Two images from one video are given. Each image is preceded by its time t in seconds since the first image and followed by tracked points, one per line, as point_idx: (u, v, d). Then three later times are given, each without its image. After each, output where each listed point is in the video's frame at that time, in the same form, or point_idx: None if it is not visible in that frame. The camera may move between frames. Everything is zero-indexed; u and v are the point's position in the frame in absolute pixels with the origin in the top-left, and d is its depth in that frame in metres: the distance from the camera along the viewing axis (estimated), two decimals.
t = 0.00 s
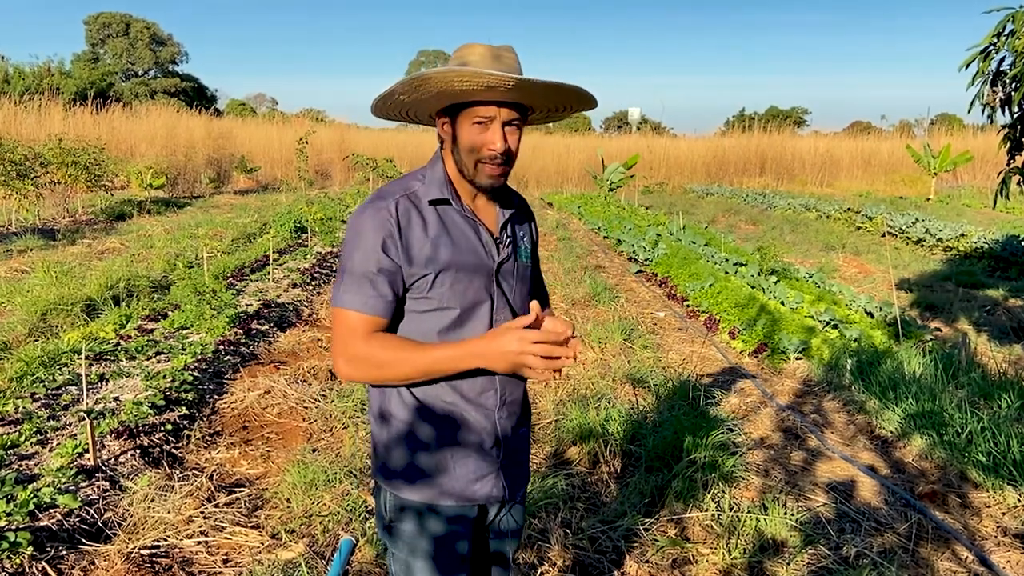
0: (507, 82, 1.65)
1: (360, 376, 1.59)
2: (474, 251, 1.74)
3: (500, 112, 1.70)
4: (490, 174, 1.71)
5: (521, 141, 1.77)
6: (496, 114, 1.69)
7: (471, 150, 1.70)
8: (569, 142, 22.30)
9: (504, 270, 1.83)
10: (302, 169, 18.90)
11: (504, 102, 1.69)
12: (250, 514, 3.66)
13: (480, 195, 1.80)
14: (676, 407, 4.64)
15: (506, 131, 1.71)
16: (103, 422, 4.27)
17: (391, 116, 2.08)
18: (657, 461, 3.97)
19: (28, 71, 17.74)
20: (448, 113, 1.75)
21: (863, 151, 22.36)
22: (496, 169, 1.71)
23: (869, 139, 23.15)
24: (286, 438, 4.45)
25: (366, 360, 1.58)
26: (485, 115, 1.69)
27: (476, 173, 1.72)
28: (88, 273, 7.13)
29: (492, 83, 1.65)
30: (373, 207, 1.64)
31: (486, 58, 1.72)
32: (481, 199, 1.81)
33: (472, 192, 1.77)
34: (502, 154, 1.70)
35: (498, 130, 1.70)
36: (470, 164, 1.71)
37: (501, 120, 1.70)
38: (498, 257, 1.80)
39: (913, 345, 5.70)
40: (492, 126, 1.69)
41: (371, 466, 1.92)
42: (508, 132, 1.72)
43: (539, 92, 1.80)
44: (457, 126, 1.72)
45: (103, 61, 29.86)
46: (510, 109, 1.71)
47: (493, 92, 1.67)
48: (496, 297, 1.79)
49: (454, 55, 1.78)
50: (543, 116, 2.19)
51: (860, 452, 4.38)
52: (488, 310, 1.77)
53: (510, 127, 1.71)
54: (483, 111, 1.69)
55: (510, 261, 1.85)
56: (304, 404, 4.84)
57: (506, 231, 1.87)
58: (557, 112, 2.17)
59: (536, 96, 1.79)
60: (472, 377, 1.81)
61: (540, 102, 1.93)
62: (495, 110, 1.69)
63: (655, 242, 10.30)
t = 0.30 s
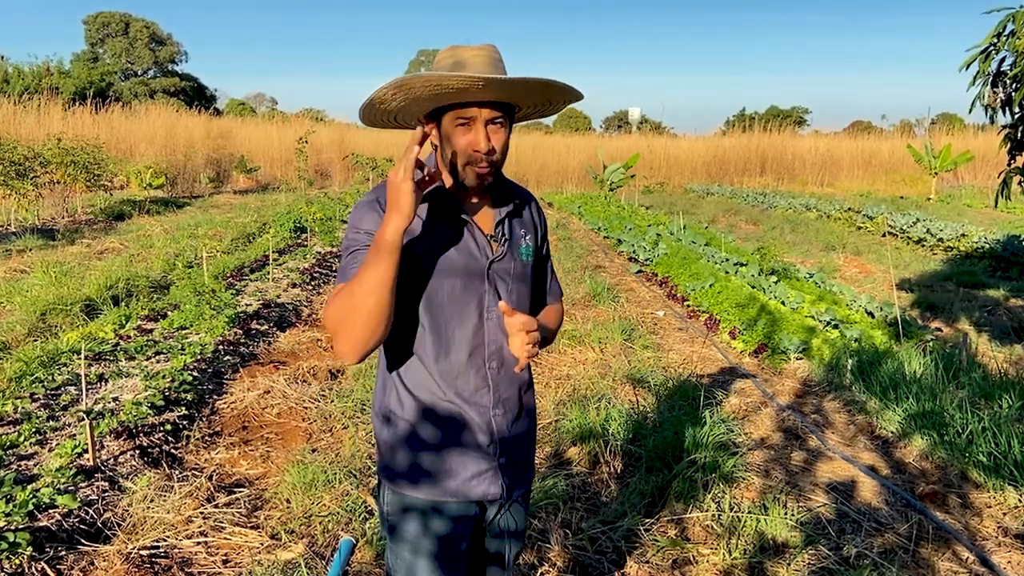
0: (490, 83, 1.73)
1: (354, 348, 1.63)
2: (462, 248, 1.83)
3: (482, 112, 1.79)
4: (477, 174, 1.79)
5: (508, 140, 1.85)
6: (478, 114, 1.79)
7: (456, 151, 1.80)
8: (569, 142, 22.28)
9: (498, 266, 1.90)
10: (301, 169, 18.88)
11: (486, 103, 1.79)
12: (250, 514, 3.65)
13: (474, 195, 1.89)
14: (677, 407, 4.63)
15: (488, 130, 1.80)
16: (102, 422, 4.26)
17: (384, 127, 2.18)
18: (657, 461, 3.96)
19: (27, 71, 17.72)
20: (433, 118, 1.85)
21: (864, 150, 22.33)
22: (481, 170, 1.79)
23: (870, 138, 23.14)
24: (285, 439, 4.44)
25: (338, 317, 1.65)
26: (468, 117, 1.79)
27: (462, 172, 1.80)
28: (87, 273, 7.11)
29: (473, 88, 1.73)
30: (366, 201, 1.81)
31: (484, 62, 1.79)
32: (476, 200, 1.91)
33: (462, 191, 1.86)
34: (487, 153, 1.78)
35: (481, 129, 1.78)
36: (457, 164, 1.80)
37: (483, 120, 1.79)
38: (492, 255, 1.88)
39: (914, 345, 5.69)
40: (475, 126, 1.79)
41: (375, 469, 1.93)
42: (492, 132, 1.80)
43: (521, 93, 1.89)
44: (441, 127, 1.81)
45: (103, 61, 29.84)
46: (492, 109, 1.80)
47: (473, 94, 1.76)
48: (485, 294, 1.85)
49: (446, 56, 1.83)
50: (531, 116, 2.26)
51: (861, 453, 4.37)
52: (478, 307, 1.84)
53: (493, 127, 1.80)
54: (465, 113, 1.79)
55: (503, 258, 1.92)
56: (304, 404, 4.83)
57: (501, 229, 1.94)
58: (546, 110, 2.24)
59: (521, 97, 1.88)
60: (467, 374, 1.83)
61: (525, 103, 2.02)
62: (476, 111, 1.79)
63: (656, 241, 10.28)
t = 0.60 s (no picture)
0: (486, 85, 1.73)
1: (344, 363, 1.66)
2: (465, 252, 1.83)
3: (476, 112, 1.79)
4: (473, 176, 1.79)
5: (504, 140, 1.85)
6: (472, 114, 1.79)
7: (452, 153, 1.80)
8: (569, 142, 22.27)
9: (498, 265, 1.90)
10: (301, 168, 18.87)
11: (481, 104, 1.79)
12: (250, 515, 3.64)
13: (473, 196, 1.88)
14: (677, 407, 4.63)
15: (483, 131, 1.80)
16: (102, 422, 4.25)
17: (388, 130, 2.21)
18: (658, 461, 3.95)
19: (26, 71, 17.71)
20: (430, 119, 1.86)
21: (865, 150, 22.32)
22: (477, 170, 1.79)
23: (870, 138, 23.13)
24: (285, 439, 4.43)
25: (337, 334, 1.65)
26: (462, 117, 1.79)
27: (458, 173, 1.80)
28: (87, 273, 7.10)
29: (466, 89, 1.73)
30: (366, 206, 1.79)
31: (485, 63, 1.79)
32: (476, 201, 1.90)
33: (461, 192, 1.86)
34: (481, 155, 1.78)
35: (476, 130, 1.79)
36: (454, 165, 1.80)
37: (477, 121, 1.79)
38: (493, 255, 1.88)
39: (914, 345, 5.69)
40: (469, 125, 1.80)
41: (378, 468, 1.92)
42: (487, 132, 1.81)
43: (519, 94, 1.89)
44: (440, 128, 1.82)
45: (103, 61, 29.83)
46: (487, 108, 1.80)
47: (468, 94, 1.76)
48: (489, 294, 1.85)
49: (447, 56, 1.83)
50: (530, 116, 2.26)
51: (862, 453, 4.35)
52: (481, 307, 1.83)
53: (488, 127, 1.80)
54: (460, 114, 1.79)
55: (504, 258, 1.91)
56: (303, 405, 4.82)
57: (502, 229, 1.93)
58: (546, 109, 2.24)
59: (517, 98, 1.88)
60: (469, 373, 1.82)
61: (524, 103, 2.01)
62: (470, 110, 1.79)
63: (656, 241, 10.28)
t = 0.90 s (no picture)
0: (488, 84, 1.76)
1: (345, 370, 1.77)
2: (461, 257, 1.82)
3: (476, 109, 1.81)
4: (471, 174, 1.79)
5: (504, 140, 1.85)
6: (473, 111, 1.81)
7: (451, 151, 1.81)
8: (569, 142, 22.26)
9: (496, 271, 1.88)
10: (301, 168, 18.86)
11: (482, 104, 1.81)
12: (249, 515, 3.63)
13: (472, 198, 1.88)
14: (677, 408, 4.62)
15: (482, 131, 1.81)
16: (101, 422, 4.24)
17: (392, 126, 2.23)
18: (658, 462, 3.95)
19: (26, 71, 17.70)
20: (432, 115, 1.88)
21: (866, 150, 22.29)
22: (474, 171, 1.79)
23: (871, 138, 23.11)
24: (285, 439, 4.42)
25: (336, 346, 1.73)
26: (462, 114, 1.81)
27: (456, 173, 1.80)
28: (86, 273, 7.09)
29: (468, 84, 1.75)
30: (367, 213, 1.79)
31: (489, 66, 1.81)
32: (474, 204, 1.89)
33: (460, 195, 1.85)
34: (479, 154, 1.79)
35: (475, 128, 1.81)
36: (451, 164, 1.80)
37: (477, 119, 1.81)
38: (491, 259, 1.86)
39: (915, 345, 5.68)
40: (468, 124, 1.81)
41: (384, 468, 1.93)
42: (486, 132, 1.82)
43: (521, 97, 1.90)
44: (440, 124, 1.84)
45: (102, 61, 29.82)
46: (488, 107, 1.82)
47: (469, 92, 1.78)
48: (486, 297, 1.84)
49: (452, 55, 1.84)
50: (533, 122, 2.28)
51: (862, 453, 4.35)
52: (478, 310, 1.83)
53: (487, 127, 1.82)
54: (461, 111, 1.80)
55: (502, 261, 1.89)
56: (303, 405, 4.81)
57: (501, 232, 1.92)
58: (548, 118, 2.26)
59: (519, 100, 1.90)
60: (467, 372, 1.82)
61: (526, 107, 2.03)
62: (470, 108, 1.81)
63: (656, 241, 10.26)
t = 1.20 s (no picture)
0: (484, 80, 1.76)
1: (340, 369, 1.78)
2: (459, 257, 1.81)
3: (472, 106, 1.82)
4: (467, 172, 1.79)
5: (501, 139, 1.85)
6: (469, 108, 1.81)
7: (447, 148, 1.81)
8: (570, 142, 22.24)
9: (494, 271, 1.86)
10: (301, 168, 18.85)
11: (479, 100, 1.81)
12: (249, 516, 3.61)
13: (469, 197, 1.87)
14: (677, 408, 4.61)
15: (479, 128, 1.81)
16: (100, 423, 4.22)
17: (393, 125, 2.23)
18: (658, 462, 3.94)
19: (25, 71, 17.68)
20: (431, 113, 1.89)
21: (867, 149, 22.26)
22: (470, 167, 1.79)
23: (871, 138, 23.10)
24: (284, 439, 4.41)
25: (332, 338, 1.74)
26: (459, 111, 1.82)
27: (452, 170, 1.80)
28: (85, 273, 7.08)
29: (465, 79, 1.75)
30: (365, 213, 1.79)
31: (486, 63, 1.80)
32: (471, 202, 1.88)
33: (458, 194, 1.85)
34: (475, 151, 1.79)
35: (472, 125, 1.81)
36: (447, 161, 1.80)
37: (473, 116, 1.81)
38: (489, 258, 1.85)
39: (916, 345, 5.67)
40: (465, 121, 1.81)
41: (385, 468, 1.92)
42: (483, 128, 1.82)
43: (518, 96, 1.91)
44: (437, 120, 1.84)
45: (101, 60, 29.81)
46: (484, 104, 1.82)
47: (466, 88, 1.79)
48: (483, 297, 1.83)
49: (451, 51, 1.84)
50: (534, 123, 2.27)
51: (863, 453, 4.34)
52: (474, 311, 1.82)
53: (484, 123, 1.82)
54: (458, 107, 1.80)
55: (500, 260, 1.88)
56: (302, 405, 4.80)
57: (499, 230, 1.91)
58: (546, 119, 2.25)
59: (516, 98, 1.90)
60: (466, 371, 1.81)
61: (524, 106, 2.02)
62: (467, 105, 1.81)
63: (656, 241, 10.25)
